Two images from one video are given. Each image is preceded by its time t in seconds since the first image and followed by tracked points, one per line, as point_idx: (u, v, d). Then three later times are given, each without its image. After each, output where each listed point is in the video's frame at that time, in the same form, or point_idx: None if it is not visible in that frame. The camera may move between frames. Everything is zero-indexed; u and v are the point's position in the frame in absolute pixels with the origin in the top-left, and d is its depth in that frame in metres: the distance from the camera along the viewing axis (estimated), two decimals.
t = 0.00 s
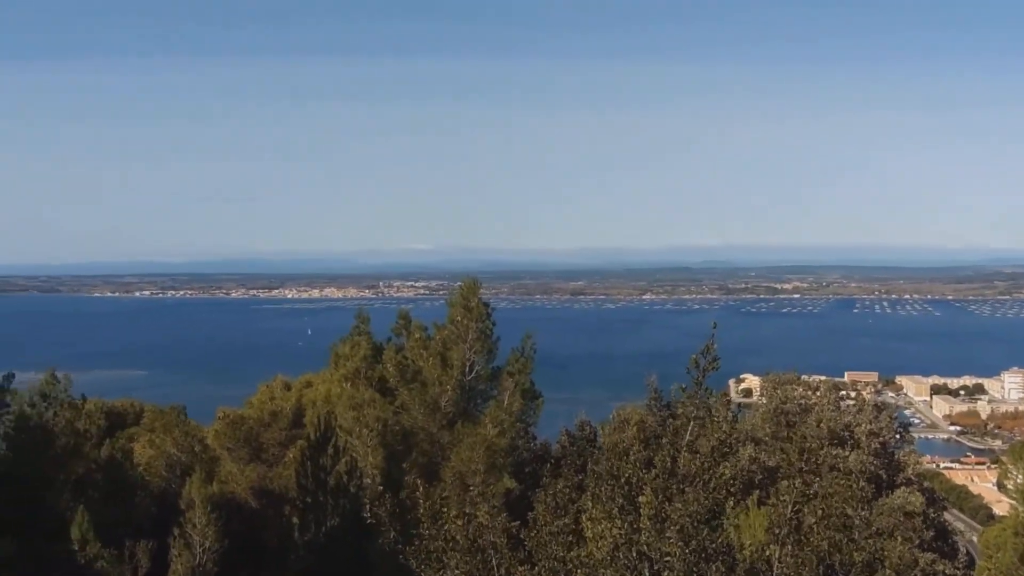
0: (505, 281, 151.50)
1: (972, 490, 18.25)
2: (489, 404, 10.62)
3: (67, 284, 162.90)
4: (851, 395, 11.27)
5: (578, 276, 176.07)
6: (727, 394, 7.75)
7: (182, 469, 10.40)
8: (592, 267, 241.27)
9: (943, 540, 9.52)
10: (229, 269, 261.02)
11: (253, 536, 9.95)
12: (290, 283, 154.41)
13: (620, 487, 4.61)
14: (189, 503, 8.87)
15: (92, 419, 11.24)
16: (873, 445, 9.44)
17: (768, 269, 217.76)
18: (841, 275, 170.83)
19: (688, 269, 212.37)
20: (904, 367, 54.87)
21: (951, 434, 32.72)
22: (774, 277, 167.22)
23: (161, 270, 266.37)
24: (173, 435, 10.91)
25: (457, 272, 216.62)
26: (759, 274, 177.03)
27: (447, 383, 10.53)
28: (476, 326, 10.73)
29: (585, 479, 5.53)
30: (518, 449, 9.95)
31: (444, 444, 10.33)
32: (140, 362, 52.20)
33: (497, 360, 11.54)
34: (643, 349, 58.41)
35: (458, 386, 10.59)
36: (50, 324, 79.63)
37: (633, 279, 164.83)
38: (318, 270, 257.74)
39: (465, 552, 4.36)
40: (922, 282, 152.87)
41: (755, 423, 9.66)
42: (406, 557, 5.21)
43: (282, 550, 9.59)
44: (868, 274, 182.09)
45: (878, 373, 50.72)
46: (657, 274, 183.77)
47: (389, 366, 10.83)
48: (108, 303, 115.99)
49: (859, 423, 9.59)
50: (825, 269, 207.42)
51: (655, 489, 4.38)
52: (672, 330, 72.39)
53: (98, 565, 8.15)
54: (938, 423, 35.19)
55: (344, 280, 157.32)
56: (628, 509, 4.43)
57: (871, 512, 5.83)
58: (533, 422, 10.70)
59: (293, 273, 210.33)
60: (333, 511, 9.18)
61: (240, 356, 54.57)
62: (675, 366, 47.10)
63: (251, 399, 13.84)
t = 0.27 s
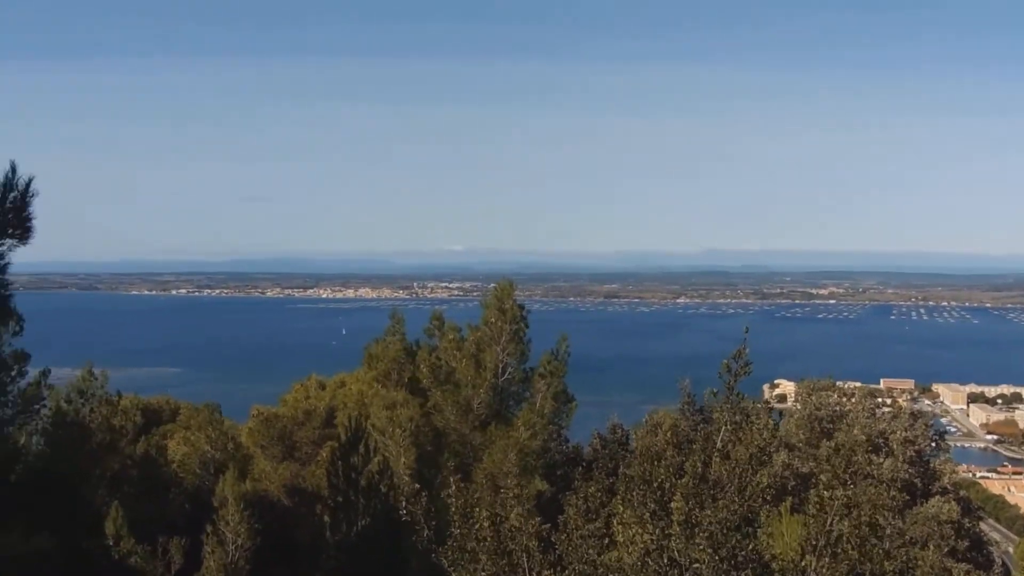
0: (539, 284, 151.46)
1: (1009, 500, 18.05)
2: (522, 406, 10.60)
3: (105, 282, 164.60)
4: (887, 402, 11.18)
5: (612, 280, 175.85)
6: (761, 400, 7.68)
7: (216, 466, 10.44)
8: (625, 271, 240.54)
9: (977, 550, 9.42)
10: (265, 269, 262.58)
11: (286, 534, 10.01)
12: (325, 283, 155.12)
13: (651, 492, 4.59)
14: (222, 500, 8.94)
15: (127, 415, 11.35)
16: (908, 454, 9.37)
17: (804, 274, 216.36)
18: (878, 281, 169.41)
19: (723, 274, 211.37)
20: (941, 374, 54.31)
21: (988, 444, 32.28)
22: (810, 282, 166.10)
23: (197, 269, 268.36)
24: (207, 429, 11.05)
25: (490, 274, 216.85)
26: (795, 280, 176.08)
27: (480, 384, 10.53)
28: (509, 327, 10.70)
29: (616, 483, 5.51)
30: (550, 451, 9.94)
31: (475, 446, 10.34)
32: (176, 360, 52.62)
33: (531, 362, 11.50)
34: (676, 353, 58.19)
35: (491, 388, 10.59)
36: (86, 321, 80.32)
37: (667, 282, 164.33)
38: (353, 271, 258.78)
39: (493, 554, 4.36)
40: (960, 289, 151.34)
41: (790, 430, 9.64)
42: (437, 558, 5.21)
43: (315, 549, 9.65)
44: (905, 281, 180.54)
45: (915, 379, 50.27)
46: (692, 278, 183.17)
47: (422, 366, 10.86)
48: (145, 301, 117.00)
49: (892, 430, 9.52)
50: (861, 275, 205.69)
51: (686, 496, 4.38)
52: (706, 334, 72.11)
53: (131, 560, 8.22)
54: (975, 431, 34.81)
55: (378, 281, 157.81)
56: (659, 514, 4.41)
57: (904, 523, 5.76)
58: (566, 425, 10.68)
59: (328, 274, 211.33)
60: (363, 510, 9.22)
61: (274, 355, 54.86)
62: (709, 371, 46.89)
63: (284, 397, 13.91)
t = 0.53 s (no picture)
0: (567, 283, 151.25)
1: None
2: (551, 405, 10.58)
3: (136, 281, 165.82)
4: (920, 402, 11.08)
5: (641, 278, 175.34)
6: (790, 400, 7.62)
7: (247, 465, 10.51)
8: (655, 270, 239.94)
9: (1010, 552, 9.33)
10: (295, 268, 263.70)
11: (315, 533, 10.06)
12: (355, 282, 155.68)
13: (680, 493, 4.58)
14: (252, 498, 9.00)
15: (159, 413, 11.43)
16: (941, 454, 9.29)
17: (835, 272, 214.96)
18: (910, 280, 167.97)
19: (753, 272, 210.33)
20: (974, 374, 53.79)
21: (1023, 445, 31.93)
22: (841, 281, 164.91)
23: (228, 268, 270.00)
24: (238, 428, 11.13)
25: (520, 273, 217.02)
26: (826, 278, 174.91)
27: (509, 383, 10.53)
28: (539, 326, 10.68)
29: (645, 482, 5.49)
30: (579, 450, 9.92)
31: (504, 445, 10.35)
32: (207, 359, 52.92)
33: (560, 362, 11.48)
34: (706, 352, 57.94)
35: (520, 387, 10.58)
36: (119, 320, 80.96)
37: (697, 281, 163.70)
38: (383, 269, 259.60)
39: (519, 553, 4.37)
40: (993, 288, 149.86)
41: (820, 430, 9.59)
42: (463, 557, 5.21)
43: (345, 547, 9.69)
44: (938, 279, 178.97)
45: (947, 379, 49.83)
46: (722, 277, 182.35)
47: (451, 365, 10.89)
48: (177, 300, 117.89)
49: (925, 430, 9.44)
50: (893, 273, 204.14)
51: (716, 497, 4.36)
52: (736, 333, 71.76)
53: (163, 557, 8.29)
54: (1009, 432, 34.47)
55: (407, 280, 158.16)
56: (688, 514, 4.40)
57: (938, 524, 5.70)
58: (595, 424, 10.66)
59: (357, 273, 212.14)
60: (391, 509, 9.25)
61: (305, 354, 55.11)
62: (739, 370, 46.67)
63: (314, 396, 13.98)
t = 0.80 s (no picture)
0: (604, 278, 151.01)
1: None
2: (587, 402, 10.55)
3: (176, 278, 167.33)
4: (961, 398, 10.97)
5: (678, 274, 174.73)
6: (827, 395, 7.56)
7: (285, 460, 10.59)
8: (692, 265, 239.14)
9: None
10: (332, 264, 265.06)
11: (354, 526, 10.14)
12: (392, 278, 156.18)
13: (716, 490, 4.56)
14: (290, 493, 9.06)
15: (198, 408, 11.54)
16: (982, 450, 9.18)
17: (874, 266, 213.31)
18: (951, 275, 166.18)
19: (790, 267, 209.15)
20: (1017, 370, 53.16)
21: None
22: (881, 276, 163.41)
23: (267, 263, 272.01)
24: (276, 423, 11.23)
25: (556, 268, 217.01)
26: (865, 273, 173.45)
27: (546, 378, 10.51)
28: (575, 322, 10.64)
29: (681, 478, 5.47)
30: (615, 446, 9.91)
31: (541, 440, 10.36)
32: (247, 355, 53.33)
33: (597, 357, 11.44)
34: (744, 347, 57.64)
35: (556, 382, 10.57)
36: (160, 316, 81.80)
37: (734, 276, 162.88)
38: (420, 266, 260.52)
39: (554, 550, 4.38)
40: None
41: (858, 426, 9.51)
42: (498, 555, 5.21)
43: (381, 542, 9.71)
44: (979, 274, 176.97)
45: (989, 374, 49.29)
46: (759, 272, 181.37)
47: (487, 361, 10.91)
48: (217, 296, 118.90)
49: (966, 427, 9.33)
50: (933, 268, 202.16)
51: (752, 495, 4.33)
52: (774, 328, 71.32)
53: (203, 552, 8.37)
54: None
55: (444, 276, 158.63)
56: (724, 513, 4.38)
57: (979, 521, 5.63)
58: (632, 420, 10.63)
59: (394, 269, 213.07)
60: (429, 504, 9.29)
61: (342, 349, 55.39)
62: (777, 366, 46.41)
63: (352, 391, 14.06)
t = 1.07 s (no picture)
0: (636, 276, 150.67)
1: None
2: (618, 400, 10.53)
3: (210, 274, 168.50)
4: (996, 399, 10.85)
5: (710, 272, 174.20)
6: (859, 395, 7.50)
7: (318, 456, 10.66)
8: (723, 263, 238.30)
9: None
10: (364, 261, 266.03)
11: (384, 522, 10.20)
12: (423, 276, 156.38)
13: (748, 490, 4.55)
14: (322, 489, 9.10)
15: (231, 404, 11.63)
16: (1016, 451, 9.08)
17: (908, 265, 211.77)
18: (986, 274, 164.58)
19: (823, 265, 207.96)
20: None
21: None
22: (915, 275, 162.11)
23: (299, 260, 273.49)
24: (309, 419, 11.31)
25: (587, 266, 216.89)
26: (899, 271, 172.18)
27: (576, 376, 10.50)
28: (606, 320, 10.60)
29: (713, 477, 5.46)
30: (646, 444, 9.89)
31: (572, 438, 10.38)
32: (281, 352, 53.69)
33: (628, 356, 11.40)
34: (777, 346, 57.39)
35: (587, 380, 10.55)
36: (194, 313, 82.43)
37: (767, 274, 162.09)
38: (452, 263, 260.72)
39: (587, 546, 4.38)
40: None
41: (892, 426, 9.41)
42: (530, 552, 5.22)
43: (411, 539, 9.76)
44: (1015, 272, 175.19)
45: None
46: (792, 270, 180.55)
47: (518, 359, 10.92)
48: (250, 293, 119.63)
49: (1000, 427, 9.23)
50: (969, 267, 200.36)
51: (785, 494, 4.31)
52: (807, 327, 70.93)
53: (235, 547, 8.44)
54: None
55: (476, 274, 158.93)
56: (756, 511, 4.37)
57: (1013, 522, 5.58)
58: (662, 419, 10.60)
59: (425, 266, 213.76)
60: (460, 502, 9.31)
61: (375, 346, 55.62)
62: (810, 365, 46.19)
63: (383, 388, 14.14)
